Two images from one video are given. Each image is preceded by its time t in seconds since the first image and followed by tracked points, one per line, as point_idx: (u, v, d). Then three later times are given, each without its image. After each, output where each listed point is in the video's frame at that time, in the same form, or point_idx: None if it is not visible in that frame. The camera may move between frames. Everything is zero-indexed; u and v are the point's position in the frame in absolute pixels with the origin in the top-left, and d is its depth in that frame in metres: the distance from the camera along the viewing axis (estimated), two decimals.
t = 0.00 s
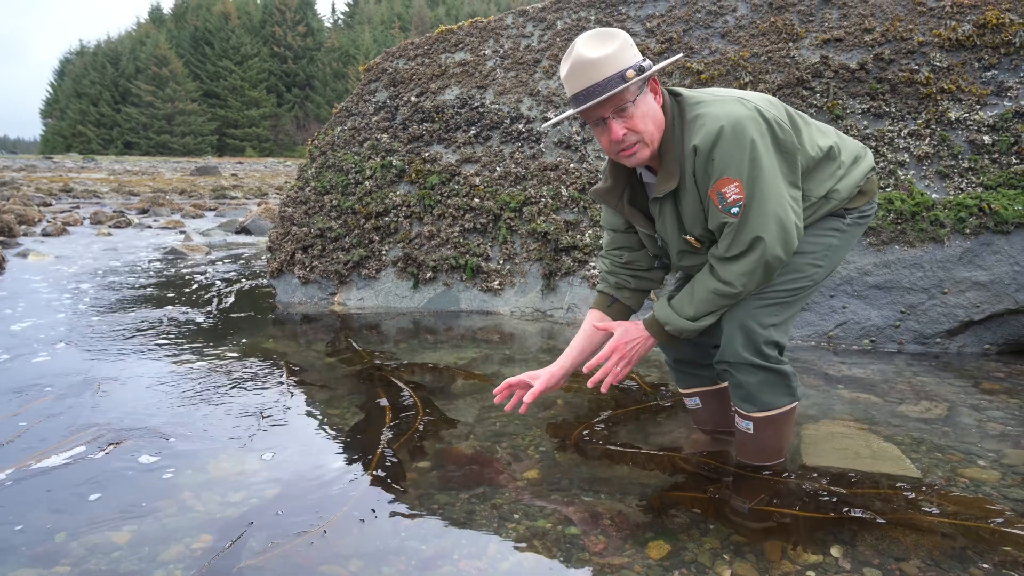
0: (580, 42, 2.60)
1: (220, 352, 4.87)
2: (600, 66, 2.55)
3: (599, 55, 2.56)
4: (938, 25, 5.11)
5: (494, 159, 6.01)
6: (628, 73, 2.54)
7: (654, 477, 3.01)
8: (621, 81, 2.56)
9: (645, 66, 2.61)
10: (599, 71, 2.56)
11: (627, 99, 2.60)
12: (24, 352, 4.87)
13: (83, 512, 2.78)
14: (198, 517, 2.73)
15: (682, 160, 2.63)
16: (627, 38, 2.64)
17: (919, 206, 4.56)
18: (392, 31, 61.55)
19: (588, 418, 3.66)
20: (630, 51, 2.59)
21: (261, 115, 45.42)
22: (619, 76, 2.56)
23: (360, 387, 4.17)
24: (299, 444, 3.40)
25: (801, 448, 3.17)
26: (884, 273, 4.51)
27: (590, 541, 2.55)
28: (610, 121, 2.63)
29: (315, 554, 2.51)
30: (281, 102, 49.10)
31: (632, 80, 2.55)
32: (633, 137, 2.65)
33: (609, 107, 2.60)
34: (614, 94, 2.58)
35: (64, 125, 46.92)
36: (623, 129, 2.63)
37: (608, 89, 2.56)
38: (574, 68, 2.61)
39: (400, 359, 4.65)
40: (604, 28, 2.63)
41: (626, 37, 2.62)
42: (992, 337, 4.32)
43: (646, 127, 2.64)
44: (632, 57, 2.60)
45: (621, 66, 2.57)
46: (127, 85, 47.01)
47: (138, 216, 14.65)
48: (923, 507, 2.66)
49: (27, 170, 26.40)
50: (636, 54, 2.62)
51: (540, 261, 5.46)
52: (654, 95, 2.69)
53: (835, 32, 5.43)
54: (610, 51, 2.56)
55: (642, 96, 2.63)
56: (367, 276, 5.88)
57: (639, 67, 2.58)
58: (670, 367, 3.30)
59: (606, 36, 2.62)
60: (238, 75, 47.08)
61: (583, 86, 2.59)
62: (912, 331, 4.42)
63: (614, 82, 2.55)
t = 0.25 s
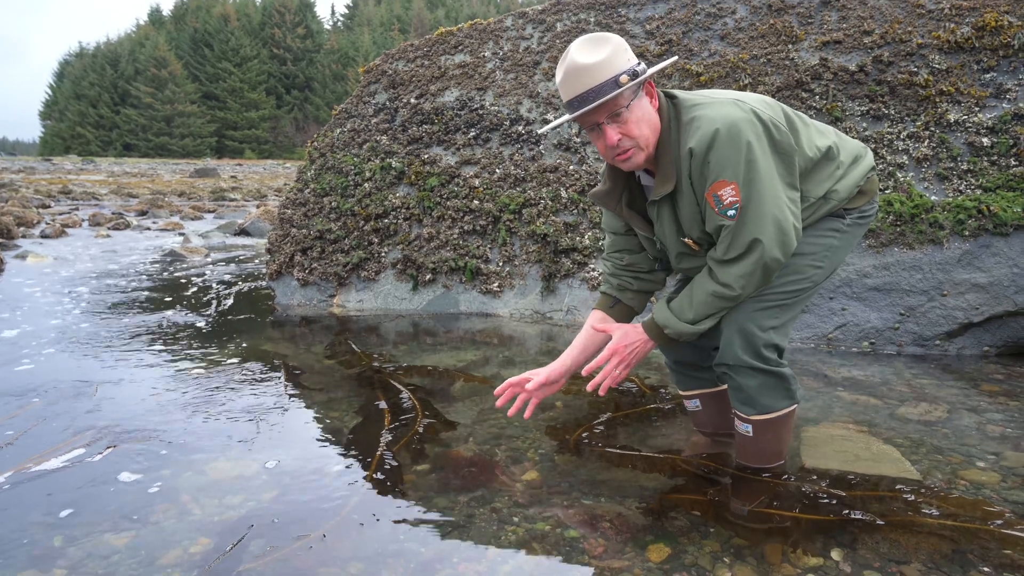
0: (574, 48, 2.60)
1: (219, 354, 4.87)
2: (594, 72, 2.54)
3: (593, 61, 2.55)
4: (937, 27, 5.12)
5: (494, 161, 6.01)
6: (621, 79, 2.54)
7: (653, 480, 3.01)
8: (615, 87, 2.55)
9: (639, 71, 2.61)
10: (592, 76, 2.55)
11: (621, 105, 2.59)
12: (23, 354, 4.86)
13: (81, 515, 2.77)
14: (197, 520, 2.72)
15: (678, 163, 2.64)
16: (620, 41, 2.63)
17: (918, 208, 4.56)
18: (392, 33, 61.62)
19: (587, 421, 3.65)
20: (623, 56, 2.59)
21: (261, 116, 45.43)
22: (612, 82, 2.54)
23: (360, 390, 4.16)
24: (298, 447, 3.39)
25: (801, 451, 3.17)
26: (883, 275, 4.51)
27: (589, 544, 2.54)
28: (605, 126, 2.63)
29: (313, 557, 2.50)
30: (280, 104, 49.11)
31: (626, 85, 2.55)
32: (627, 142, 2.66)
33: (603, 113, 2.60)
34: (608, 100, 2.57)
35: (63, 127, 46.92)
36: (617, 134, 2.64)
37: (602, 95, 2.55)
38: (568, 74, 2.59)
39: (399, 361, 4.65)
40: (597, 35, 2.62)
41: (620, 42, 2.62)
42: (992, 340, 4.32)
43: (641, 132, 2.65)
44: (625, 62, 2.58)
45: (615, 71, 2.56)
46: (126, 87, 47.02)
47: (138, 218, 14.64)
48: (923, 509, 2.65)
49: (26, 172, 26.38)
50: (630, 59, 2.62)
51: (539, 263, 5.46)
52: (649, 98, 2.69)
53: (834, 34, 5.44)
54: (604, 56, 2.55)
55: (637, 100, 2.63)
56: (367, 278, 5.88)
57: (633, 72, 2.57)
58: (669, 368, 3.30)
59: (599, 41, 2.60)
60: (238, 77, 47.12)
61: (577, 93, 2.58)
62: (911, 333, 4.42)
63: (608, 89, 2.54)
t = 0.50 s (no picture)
0: (569, 51, 2.63)
1: (216, 360, 4.85)
2: (588, 73, 2.57)
3: (587, 62, 2.58)
4: (932, 35, 5.15)
5: (491, 167, 6.02)
6: (615, 80, 2.56)
7: (651, 485, 3.00)
8: (609, 87, 2.57)
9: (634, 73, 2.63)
10: (587, 78, 2.57)
11: (616, 105, 2.61)
12: (18, 360, 4.84)
13: (76, 522, 2.76)
14: (193, 526, 2.71)
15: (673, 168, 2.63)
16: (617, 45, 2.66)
17: (915, 214, 4.57)
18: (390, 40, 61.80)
19: (585, 426, 3.65)
20: (618, 58, 2.61)
21: (259, 122, 45.47)
22: (606, 83, 2.57)
23: (357, 395, 4.15)
24: (294, 453, 3.38)
25: (799, 456, 3.17)
26: (880, 280, 4.52)
27: (587, 550, 2.53)
28: (600, 127, 2.64)
29: (310, 564, 2.48)
30: (279, 110, 49.16)
31: (620, 86, 2.57)
32: (622, 143, 2.66)
33: (598, 114, 2.61)
34: (603, 100, 2.59)
35: (60, 132, 46.89)
36: (612, 135, 2.64)
37: (597, 95, 2.56)
38: (564, 76, 2.63)
39: (396, 367, 4.64)
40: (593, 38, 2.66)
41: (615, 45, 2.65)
42: (989, 345, 4.33)
43: (636, 133, 2.65)
44: (620, 64, 2.61)
45: (609, 72, 2.58)
46: (124, 93, 47.07)
47: (135, 224, 14.62)
48: (921, 514, 2.65)
49: (23, 177, 26.35)
50: (625, 61, 2.64)
51: (537, 269, 5.46)
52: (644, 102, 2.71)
53: (830, 41, 5.46)
54: (598, 58, 2.58)
55: (632, 102, 2.64)
56: (365, 284, 5.87)
57: (627, 75, 2.60)
58: (665, 373, 3.31)
59: (595, 44, 2.64)
60: (236, 83, 47.19)
61: (572, 94, 2.61)
62: (909, 339, 4.43)
63: (603, 89, 2.56)
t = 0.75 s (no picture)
0: (568, 51, 2.63)
1: (211, 360, 4.84)
2: (586, 73, 2.57)
3: (586, 63, 2.58)
4: (928, 36, 5.17)
5: (488, 167, 6.02)
6: (613, 81, 2.55)
7: (648, 485, 3.00)
8: (607, 88, 2.56)
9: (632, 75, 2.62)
10: (585, 77, 2.57)
11: (613, 107, 2.60)
12: (12, 360, 4.82)
13: (71, 522, 2.74)
14: (188, 527, 2.69)
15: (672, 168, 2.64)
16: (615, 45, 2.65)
17: (911, 214, 4.58)
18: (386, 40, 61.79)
19: (582, 426, 3.65)
20: (616, 59, 2.61)
21: (254, 123, 45.38)
22: (604, 83, 2.56)
23: (353, 396, 4.14)
24: (291, 453, 3.37)
25: (796, 456, 3.17)
26: (876, 281, 4.53)
27: (584, 550, 2.53)
28: (596, 128, 2.64)
29: (306, 565, 2.48)
30: (275, 111, 49.07)
31: (618, 87, 2.56)
32: (619, 144, 2.66)
33: (595, 115, 2.61)
34: (600, 101, 2.58)
35: (55, 133, 46.72)
36: (609, 136, 2.64)
37: (594, 95, 2.56)
38: (561, 76, 2.62)
39: (393, 367, 4.63)
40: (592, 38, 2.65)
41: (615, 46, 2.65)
42: (984, 345, 4.34)
43: (633, 134, 2.65)
44: (618, 65, 2.61)
45: (608, 73, 2.58)
46: (120, 93, 46.95)
47: (131, 224, 14.58)
48: (917, 513, 2.66)
49: (18, 177, 26.26)
50: (624, 63, 2.64)
51: (534, 269, 5.46)
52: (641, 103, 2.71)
53: (827, 42, 5.48)
54: (597, 58, 2.57)
55: (629, 103, 2.64)
56: (361, 284, 5.86)
57: (626, 76, 2.59)
58: (662, 374, 3.31)
59: (593, 44, 2.63)
60: (231, 83, 47.11)
61: (570, 94, 2.60)
62: (904, 339, 4.43)
63: (601, 89, 2.55)
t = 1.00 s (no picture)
0: (566, 63, 2.64)
1: (208, 370, 4.81)
2: (583, 88, 2.57)
3: (582, 77, 2.58)
4: (923, 48, 5.21)
5: (486, 177, 6.02)
6: (607, 96, 2.55)
7: (647, 497, 2.99)
8: (604, 102, 2.56)
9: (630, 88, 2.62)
10: (580, 92, 2.58)
11: (609, 121, 2.61)
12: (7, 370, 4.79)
13: (67, 534, 2.72)
14: (184, 538, 2.67)
15: (673, 179, 2.64)
16: (614, 58, 2.65)
17: (907, 225, 4.59)
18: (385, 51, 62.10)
19: (580, 437, 3.63)
20: (614, 73, 2.60)
21: (253, 133, 45.47)
22: (600, 98, 2.56)
23: (350, 406, 4.12)
24: (287, 464, 3.35)
25: (794, 467, 3.16)
26: (873, 291, 4.53)
27: (582, 561, 2.51)
28: (592, 143, 2.65)
29: None
30: (273, 121, 49.18)
31: (614, 101, 2.56)
32: (615, 158, 2.67)
33: (591, 129, 2.62)
34: (596, 115, 2.58)
35: (52, 142, 46.74)
36: (605, 151, 2.66)
37: (590, 110, 2.56)
38: (559, 90, 2.64)
39: (390, 377, 4.61)
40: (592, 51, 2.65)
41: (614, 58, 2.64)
42: (981, 355, 4.34)
43: (629, 149, 2.66)
44: (616, 78, 2.60)
45: (604, 88, 2.58)
46: (118, 103, 47.05)
47: (128, 234, 14.57)
48: (915, 524, 2.65)
49: (15, 187, 26.23)
50: (623, 75, 2.62)
51: (531, 279, 5.46)
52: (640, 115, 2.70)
53: (823, 53, 5.52)
54: (593, 72, 2.57)
55: (627, 116, 2.64)
56: (358, 294, 5.85)
57: (622, 90, 2.59)
58: (661, 384, 3.30)
59: (592, 57, 2.64)
60: (230, 93, 47.24)
61: (567, 108, 2.62)
62: (902, 349, 4.44)
63: (596, 104, 2.56)
